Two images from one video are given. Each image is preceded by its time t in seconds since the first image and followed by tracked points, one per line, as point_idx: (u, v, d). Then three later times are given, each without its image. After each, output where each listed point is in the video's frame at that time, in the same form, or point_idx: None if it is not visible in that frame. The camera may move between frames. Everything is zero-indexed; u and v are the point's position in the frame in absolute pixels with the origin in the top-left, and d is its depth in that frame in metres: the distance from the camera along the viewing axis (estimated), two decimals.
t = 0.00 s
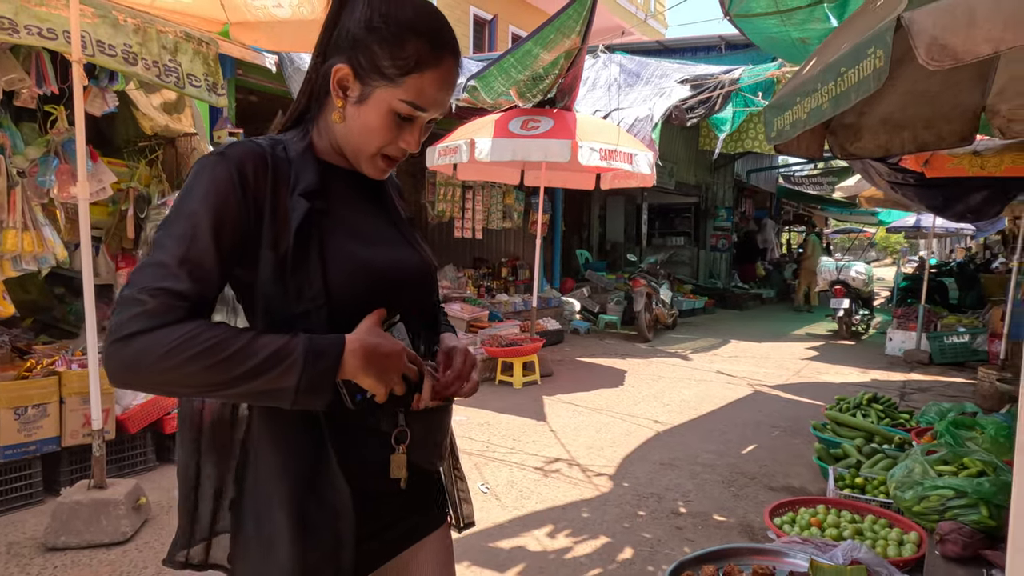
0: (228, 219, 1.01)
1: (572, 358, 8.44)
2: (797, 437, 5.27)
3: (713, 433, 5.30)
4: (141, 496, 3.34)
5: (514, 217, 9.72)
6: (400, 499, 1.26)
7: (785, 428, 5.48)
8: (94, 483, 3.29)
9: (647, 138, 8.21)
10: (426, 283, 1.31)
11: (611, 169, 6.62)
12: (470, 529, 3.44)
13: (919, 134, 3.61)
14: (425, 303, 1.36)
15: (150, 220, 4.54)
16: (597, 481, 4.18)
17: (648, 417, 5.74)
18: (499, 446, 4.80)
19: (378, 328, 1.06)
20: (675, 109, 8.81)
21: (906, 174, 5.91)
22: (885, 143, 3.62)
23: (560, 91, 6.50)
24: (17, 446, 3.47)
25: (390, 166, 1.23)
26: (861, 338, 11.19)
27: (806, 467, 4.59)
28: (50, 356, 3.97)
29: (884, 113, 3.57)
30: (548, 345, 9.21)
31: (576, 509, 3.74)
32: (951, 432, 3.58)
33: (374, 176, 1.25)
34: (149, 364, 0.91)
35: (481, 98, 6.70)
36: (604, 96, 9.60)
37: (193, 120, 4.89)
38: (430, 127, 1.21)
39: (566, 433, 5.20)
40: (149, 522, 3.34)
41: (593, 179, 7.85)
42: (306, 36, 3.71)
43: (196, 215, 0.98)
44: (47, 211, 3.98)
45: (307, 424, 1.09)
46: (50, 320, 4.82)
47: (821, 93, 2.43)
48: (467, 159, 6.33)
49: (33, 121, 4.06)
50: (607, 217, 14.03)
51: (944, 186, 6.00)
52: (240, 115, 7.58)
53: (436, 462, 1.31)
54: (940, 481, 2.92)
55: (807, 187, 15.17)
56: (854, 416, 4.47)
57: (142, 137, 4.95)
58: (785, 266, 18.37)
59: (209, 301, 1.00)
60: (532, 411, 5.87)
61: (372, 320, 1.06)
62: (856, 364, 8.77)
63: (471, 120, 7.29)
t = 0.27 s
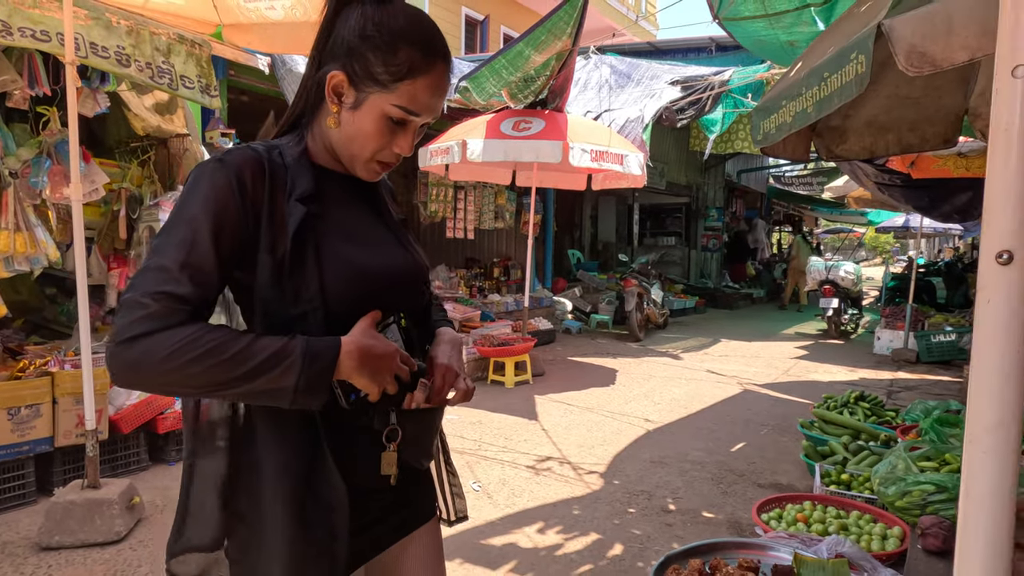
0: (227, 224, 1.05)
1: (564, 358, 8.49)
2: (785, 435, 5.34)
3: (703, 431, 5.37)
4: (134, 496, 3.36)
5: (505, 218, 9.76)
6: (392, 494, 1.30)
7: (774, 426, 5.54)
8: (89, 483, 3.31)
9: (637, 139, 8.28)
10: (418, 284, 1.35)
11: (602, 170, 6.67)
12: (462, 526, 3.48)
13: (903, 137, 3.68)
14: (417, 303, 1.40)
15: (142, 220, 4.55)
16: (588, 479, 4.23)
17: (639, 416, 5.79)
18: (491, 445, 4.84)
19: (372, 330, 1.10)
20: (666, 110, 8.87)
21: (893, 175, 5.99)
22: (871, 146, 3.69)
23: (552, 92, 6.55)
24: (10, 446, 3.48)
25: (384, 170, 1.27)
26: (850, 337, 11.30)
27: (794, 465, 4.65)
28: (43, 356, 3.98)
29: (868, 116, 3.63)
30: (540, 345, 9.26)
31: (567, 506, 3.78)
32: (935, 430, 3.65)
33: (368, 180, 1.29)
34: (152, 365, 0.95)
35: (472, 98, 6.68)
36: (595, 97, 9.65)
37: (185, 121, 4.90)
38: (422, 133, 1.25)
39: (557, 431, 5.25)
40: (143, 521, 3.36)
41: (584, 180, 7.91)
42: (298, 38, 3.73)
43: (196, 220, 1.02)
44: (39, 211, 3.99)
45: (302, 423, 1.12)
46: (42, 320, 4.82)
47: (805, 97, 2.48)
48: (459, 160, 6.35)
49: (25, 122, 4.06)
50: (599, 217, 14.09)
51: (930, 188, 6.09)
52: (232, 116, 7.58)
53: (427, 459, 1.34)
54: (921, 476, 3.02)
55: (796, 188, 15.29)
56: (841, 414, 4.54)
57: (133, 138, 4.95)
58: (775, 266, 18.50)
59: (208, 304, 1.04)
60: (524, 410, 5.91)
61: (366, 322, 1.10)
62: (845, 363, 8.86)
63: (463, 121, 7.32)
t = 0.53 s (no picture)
0: (222, 227, 1.08)
1: (555, 356, 8.53)
2: (773, 432, 5.40)
3: (692, 428, 5.42)
4: (127, 494, 3.38)
5: (497, 217, 9.80)
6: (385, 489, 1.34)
7: (762, 424, 5.61)
8: (82, 481, 3.33)
9: (628, 139, 8.33)
10: (410, 284, 1.38)
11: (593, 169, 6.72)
12: (453, 523, 3.52)
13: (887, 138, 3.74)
14: (410, 302, 1.43)
15: (134, 219, 4.55)
16: (579, 476, 4.27)
17: (629, 414, 5.84)
18: (482, 443, 4.88)
19: (363, 329, 1.13)
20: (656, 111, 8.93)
21: (879, 175, 6.07)
22: (855, 147, 3.75)
23: (542, 92, 6.59)
24: (3, 445, 3.49)
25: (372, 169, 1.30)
26: (838, 335, 11.40)
27: (782, 461, 4.71)
28: (34, 355, 3.98)
29: (853, 117, 3.69)
30: (532, 343, 9.31)
31: (557, 503, 3.83)
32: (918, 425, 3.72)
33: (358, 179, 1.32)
34: (151, 365, 0.98)
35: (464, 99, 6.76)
36: (586, 97, 9.70)
37: (176, 121, 4.91)
38: (408, 131, 1.29)
39: (548, 429, 5.29)
40: (136, 519, 3.38)
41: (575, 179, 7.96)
42: (290, 38, 3.75)
43: (192, 224, 1.05)
44: (30, 211, 3.99)
45: (298, 420, 1.15)
46: (32, 320, 4.81)
47: (790, 100, 2.53)
48: (451, 159, 6.38)
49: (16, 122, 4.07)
50: (591, 217, 14.15)
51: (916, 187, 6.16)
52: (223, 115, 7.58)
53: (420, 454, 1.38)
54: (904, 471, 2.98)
55: (786, 188, 15.39)
56: (828, 412, 4.60)
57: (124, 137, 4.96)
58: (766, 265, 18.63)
59: (205, 306, 1.07)
60: (515, 409, 5.95)
61: (358, 322, 1.13)
62: (833, 361, 8.95)
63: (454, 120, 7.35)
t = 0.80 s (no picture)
0: (216, 223, 1.10)
1: (544, 352, 8.57)
2: (759, 425, 5.47)
3: (680, 422, 5.48)
4: (116, 489, 3.38)
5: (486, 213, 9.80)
6: (378, 478, 1.37)
7: (748, 418, 5.68)
8: (71, 477, 3.33)
9: (616, 136, 8.37)
10: (401, 277, 1.40)
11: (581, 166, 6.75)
12: (443, 516, 3.55)
13: (870, 135, 3.80)
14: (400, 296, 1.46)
15: (121, 215, 4.54)
16: (567, 470, 4.32)
17: (617, 408, 5.90)
18: (472, 437, 4.91)
19: (357, 322, 1.15)
20: (644, 107, 8.97)
21: (864, 172, 6.15)
22: (840, 144, 3.85)
23: (531, 88, 6.60)
24: None
25: (362, 166, 1.32)
26: (824, 331, 11.53)
27: (767, 454, 4.78)
28: (22, 351, 3.96)
29: (837, 115, 3.75)
30: (521, 339, 9.34)
31: (546, 496, 3.87)
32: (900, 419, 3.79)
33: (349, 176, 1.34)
34: (148, 360, 1.00)
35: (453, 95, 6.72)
36: (575, 93, 9.73)
37: (164, 116, 4.89)
38: (398, 129, 1.30)
39: (537, 424, 5.33)
40: (125, 515, 3.39)
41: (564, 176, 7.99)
42: (279, 34, 3.75)
43: (186, 221, 1.07)
44: (16, 206, 3.97)
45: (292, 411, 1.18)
46: (18, 316, 4.78)
47: (774, 98, 2.58)
48: (440, 155, 6.39)
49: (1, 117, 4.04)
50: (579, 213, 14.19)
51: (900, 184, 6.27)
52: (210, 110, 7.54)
53: (410, 445, 1.41)
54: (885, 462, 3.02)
55: (773, 184, 15.52)
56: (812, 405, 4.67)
57: (111, 132, 4.93)
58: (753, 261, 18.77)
59: (201, 300, 1.09)
60: (504, 404, 5.98)
61: (351, 315, 1.15)
62: (818, 356, 9.05)
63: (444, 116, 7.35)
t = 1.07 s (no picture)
0: (200, 216, 1.11)
1: (528, 346, 8.61)
2: (740, 417, 5.55)
3: (662, 414, 5.54)
4: (99, 484, 3.36)
5: (471, 207, 9.79)
6: (363, 468, 1.38)
7: (730, 409, 5.76)
8: (52, 472, 3.30)
9: (600, 131, 8.40)
10: (385, 270, 1.42)
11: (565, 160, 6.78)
12: (428, 508, 3.57)
13: (849, 131, 3.86)
14: (385, 289, 1.48)
15: (101, 208, 4.50)
16: (551, 462, 4.36)
17: (601, 401, 5.96)
18: (456, 430, 4.93)
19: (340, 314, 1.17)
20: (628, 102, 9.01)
21: (843, 167, 6.24)
22: (819, 140, 3.90)
23: (516, 83, 6.61)
24: None
25: (350, 163, 1.34)
26: (804, 324, 11.68)
27: (747, 445, 4.85)
28: None
29: (817, 111, 3.81)
30: (505, 333, 9.37)
31: (530, 488, 3.91)
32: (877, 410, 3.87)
33: (336, 172, 1.35)
34: (132, 350, 1.01)
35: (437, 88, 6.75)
36: (559, 88, 9.75)
37: (144, 108, 4.84)
38: (387, 129, 1.32)
39: (521, 417, 5.36)
40: (108, 510, 3.37)
41: (548, 170, 8.02)
42: (261, 26, 3.73)
43: (171, 214, 1.08)
44: None
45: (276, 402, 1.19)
46: None
47: (754, 94, 2.62)
48: (424, 149, 6.38)
49: None
50: (563, 207, 14.22)
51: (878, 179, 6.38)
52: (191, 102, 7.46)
53: (394, 436, 1.43)
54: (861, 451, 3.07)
55: (755, 179, 15.66)
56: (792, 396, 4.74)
57: (89, 124, 4.86)
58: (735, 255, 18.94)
59: (185, 291, 1.10)
60: (489, 397, 6.01)
61: (334, 308, 1.17)
62: (798, 349, 9.18)
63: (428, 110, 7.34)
